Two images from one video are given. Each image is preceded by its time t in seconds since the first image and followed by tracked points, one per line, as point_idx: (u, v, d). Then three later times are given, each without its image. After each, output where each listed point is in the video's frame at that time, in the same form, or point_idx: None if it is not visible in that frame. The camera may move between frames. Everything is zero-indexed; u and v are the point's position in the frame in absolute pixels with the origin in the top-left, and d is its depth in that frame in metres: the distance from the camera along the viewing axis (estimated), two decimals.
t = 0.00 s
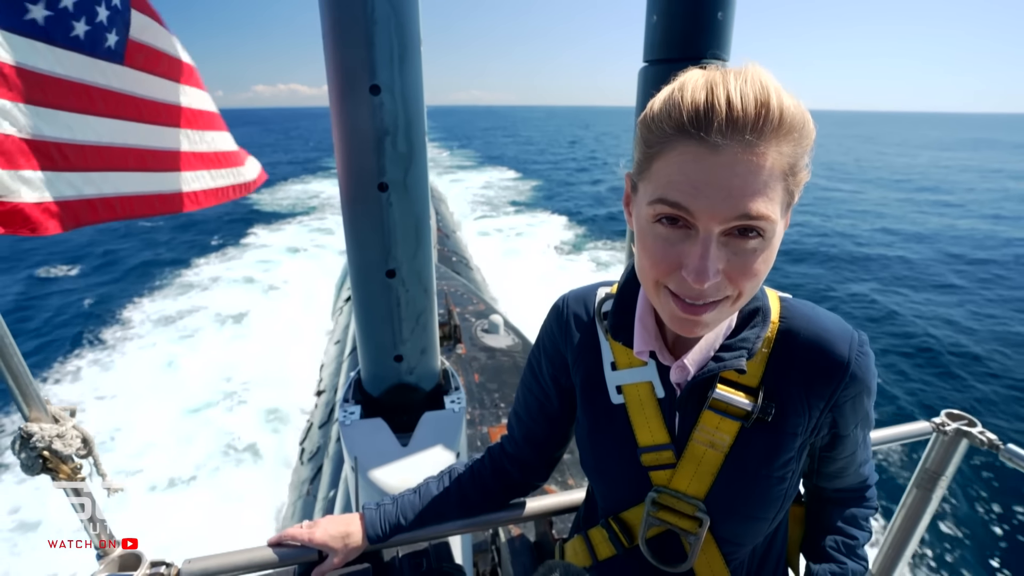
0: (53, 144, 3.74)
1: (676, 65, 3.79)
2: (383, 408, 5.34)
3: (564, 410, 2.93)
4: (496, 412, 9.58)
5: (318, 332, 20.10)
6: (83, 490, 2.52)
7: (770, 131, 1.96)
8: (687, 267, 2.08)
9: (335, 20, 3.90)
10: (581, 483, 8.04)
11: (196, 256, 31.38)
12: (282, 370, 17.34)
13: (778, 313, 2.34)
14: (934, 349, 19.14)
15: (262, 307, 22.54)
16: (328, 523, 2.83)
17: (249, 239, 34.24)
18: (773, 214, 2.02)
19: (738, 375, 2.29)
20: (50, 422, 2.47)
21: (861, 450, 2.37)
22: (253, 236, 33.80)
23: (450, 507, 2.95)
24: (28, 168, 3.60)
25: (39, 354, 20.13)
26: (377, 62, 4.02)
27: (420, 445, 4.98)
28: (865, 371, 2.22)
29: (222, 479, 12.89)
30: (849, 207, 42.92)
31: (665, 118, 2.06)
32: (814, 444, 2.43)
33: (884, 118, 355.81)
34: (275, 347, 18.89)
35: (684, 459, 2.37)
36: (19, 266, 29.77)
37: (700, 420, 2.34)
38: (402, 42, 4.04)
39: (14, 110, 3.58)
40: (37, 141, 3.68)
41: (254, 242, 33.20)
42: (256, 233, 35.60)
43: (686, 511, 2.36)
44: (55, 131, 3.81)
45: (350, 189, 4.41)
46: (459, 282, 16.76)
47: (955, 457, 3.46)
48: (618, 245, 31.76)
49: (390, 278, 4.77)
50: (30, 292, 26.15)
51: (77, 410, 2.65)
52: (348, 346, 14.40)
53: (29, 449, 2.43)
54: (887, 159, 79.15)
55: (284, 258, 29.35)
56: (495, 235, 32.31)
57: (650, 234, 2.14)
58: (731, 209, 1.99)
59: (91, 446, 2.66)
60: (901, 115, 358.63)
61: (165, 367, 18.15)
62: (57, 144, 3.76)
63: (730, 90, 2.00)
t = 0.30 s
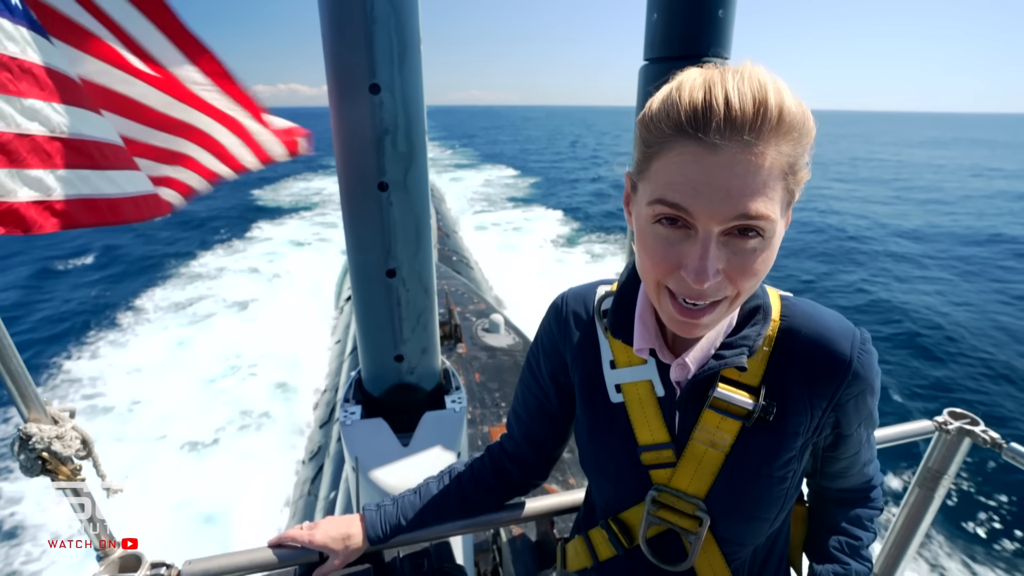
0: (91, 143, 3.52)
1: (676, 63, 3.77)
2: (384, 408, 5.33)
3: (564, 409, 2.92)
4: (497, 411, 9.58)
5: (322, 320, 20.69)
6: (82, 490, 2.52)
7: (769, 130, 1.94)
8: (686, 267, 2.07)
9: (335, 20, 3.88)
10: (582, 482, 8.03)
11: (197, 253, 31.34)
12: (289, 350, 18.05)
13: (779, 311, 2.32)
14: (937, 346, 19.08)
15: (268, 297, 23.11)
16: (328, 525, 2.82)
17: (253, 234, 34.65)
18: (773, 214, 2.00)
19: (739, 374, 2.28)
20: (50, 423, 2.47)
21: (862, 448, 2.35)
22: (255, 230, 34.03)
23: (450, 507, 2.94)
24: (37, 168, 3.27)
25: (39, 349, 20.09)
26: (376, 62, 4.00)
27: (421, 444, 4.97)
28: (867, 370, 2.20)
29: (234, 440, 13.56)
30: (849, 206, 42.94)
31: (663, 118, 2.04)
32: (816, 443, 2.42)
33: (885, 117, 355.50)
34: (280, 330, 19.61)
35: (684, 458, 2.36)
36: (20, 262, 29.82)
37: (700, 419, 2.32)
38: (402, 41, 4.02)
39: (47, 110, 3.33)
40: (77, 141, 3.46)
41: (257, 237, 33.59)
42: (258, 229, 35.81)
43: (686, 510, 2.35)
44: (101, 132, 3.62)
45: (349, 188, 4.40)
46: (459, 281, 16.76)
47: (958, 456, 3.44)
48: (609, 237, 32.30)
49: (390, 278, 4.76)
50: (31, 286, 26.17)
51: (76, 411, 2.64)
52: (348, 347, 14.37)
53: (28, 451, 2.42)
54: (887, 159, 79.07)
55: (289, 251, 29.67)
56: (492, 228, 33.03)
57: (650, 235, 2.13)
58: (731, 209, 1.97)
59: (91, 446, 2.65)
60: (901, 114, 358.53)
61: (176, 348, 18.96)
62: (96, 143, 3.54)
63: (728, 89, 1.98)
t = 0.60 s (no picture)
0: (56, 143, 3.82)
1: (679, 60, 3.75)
2: (386, 407, 5.32)
3: (568, 408, 2.92)
4: (498, 410, 9.57)
5: (327, 308, 21.13)
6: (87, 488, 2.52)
7: (767, 110, 1.94)
8: (691, 249, 2.06)
9: (337, 17, 3.88)
10: (584, 481, 8.02)
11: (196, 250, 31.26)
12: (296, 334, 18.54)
13: (785, 309, 2.32)
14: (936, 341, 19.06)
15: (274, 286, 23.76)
16: (333, 523, 2.82)
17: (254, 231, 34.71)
18: (775, 192, 1.99)
19: (746, 373, 2.28)
20: (55, 420, 2.48)
21: (871, 448, 2.34)
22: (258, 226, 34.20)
23: (455, 506, 2.94)
24: (15, 168, 3.58)
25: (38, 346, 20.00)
26: (378, 60, 4.00)
27: (425, 442, 4.98)
28: (873, 368, 2.20)
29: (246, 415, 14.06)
30: (848, 205, 42.98)
31: (661, 104, 2.06)
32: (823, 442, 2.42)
33: (884, 116, 355.55)
34: (287, 316, 20.10)
35: (690, 457, 2.36)
36: (22, 259, 29.94)
37: (706, 418, 2.33)
38: (404, 39, 4.03)
39: (15, 109, 3.62)
40: (41, 140, 3.73)
41: (258, 234, 33.69)
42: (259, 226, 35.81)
43: (691, 509, 2.35)
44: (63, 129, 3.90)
45: (352, 186, 4.40)
46: (460, 280, 16.76)
47: (962, 453, 3.43)
48: (609, 235, 32.23)
49: (393, 276, 4.76)
50: (32, 282, 26.24)
51: (81, 410, 2.66)
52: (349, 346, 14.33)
53: (34, 449, 2.42)
54: (887, 158, 79.06)
55: (292, 246, 29.91)
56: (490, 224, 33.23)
57: (653, 220, 2.12)
58: (733, 187, 1.97)
59: (96, 444, 2.64)
60: (900, 114, 358.80)
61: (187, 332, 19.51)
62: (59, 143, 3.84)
63: (725, 73, 2.00)
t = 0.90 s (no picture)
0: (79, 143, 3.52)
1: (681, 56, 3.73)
2: (388, 405, 5.31)
3: (572, 406, 2.92)
4: (500, 409, 9.58)
5: (331, 300, 21.84)
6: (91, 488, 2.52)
7: (766, 77, 1.96)
8: (702, 215, 2.02)
9: (339, 12, 3.88)
10: (586, 480, 8.01)
11: (198, 246, 31.25)
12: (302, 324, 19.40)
13: (791, 307, 2.31)
14: (935, 339, 19.05)
15: (281, 274, 24.79)
16: (337, 521, 2.81)
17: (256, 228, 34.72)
18: (781, 153, 1.97)
19: (751, 370, 2.27)
20: (59, 418, 2.48)
21: (878, 448, 2.32)
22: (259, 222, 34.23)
23: (459, 504, 2.93)
24: (54, 162, 3.38)
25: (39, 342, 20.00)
26: (381, 57, 4.00)
27: (428, 441, 4.98)
28: (879, 366, 2.18)
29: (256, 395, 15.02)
30: (848, 204, 42.98)
31: (664, 82, 2.08)
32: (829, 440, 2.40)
33: (884, 116, 355.56)
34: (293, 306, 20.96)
35: (694, 455, 2.35)
36: (22, 252, 29.96)
37: (710, 416, 2.32)
38: (407, 37, 4.02)
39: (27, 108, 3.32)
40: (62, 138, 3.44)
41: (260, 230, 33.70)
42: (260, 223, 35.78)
43: (694, 508, 2.35)
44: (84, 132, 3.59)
45: (353, 183, 4.38)
46: (461, 279, 16.74)
47: (966, 450, 3.41)
48: (611, 233, 32.19)
49: (396, 274, 4.76)
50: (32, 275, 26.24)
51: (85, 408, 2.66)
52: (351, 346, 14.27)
53: (38, 446, 2.43)
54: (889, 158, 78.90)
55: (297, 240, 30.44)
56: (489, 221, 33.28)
57: (662, 192, 2.10)
58: (740, 150, 1.95)
59: (100, 443, 2.65)
60: (901, 113, 358.47)
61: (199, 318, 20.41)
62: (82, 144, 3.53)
63: (725, 48, 2.02)
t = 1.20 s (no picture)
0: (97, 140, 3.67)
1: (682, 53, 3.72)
2: (389, 404, 5.30)
3: (575, 403, 2.91)
4: (501, 408, 9.58)
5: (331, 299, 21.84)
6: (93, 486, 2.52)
7: (761, 92, 1.94)
8: (698, 234, 2.03)
9: (338, 11, 3.87)
10: (587, 479, 8.02)
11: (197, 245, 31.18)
12: (307, 312, 20.32)
13: (793, 301, 2.31)
14: (935, 338, 19.14)
15: (285, 267, 25.89)
16: (338, 519, 2.81)
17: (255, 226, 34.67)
18: (778, 171, 1.97)
19: (754, 364, 2.27)
20: (60, 417, 2.48)
21: (881, 442, 2.32)
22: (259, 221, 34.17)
23: (460, 502, 2.92)
24: (50, 164, 3.35)
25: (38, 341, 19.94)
26: (381, 56, 4.00)
27: (429, 440, 4.98)
28: (882, 360, 2.18)
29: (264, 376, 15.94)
30: (844, 202, 43.15)
31: (656, 95, 2.06)
32: (832, 435, 2.40)
33: (883, 115, 355.68)
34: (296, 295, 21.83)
35: (697, 449, 2.35)
36: (16, 250, 29.74)
37: (713, 409, 2.31)
38: (406, 36, 4.02)
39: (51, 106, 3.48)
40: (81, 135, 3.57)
41: (260, 228, 33.67)
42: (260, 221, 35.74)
43: (698, 503, 2.34)
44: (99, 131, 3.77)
45: (354, 183, 4.39)
46: (461, 279, 16.73)
47: (969, 448, 3.41)
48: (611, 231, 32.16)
49: (396, 273, 4.76)
50: (28, 272, 26.08)
51: (86, 406, 2.65)
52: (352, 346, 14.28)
53: (39, 445, 2.42)
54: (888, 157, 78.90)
55: (297, 236, 30.84)
56: (487, 219, 33.32)
57: (657, 209, 2.10)
58: (736, 170, 1.95)
59: (101, 441, 2.65)
60: (900, 113, 358.71)
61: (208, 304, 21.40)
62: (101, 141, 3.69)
63: (718, 60, 2.00)
